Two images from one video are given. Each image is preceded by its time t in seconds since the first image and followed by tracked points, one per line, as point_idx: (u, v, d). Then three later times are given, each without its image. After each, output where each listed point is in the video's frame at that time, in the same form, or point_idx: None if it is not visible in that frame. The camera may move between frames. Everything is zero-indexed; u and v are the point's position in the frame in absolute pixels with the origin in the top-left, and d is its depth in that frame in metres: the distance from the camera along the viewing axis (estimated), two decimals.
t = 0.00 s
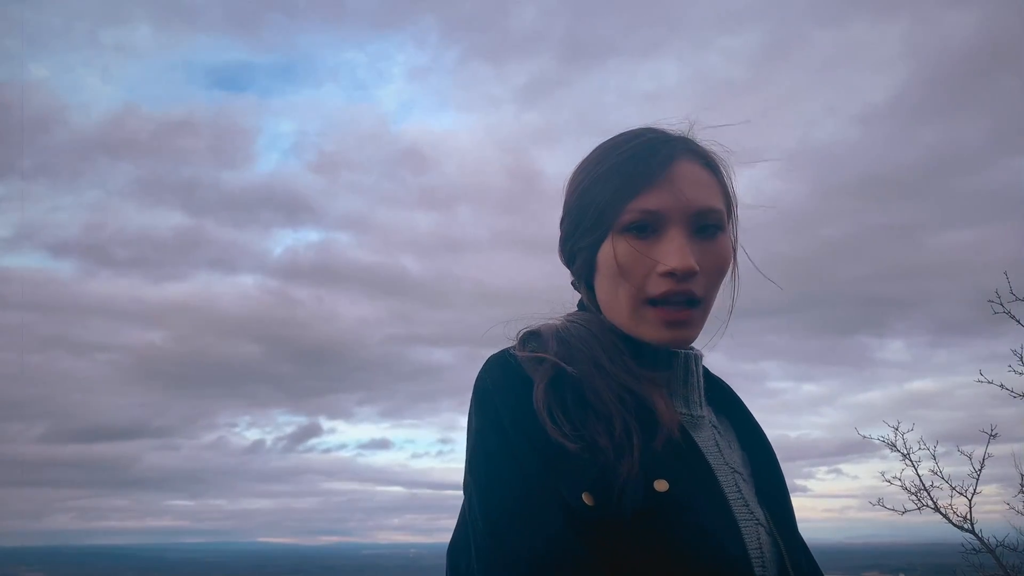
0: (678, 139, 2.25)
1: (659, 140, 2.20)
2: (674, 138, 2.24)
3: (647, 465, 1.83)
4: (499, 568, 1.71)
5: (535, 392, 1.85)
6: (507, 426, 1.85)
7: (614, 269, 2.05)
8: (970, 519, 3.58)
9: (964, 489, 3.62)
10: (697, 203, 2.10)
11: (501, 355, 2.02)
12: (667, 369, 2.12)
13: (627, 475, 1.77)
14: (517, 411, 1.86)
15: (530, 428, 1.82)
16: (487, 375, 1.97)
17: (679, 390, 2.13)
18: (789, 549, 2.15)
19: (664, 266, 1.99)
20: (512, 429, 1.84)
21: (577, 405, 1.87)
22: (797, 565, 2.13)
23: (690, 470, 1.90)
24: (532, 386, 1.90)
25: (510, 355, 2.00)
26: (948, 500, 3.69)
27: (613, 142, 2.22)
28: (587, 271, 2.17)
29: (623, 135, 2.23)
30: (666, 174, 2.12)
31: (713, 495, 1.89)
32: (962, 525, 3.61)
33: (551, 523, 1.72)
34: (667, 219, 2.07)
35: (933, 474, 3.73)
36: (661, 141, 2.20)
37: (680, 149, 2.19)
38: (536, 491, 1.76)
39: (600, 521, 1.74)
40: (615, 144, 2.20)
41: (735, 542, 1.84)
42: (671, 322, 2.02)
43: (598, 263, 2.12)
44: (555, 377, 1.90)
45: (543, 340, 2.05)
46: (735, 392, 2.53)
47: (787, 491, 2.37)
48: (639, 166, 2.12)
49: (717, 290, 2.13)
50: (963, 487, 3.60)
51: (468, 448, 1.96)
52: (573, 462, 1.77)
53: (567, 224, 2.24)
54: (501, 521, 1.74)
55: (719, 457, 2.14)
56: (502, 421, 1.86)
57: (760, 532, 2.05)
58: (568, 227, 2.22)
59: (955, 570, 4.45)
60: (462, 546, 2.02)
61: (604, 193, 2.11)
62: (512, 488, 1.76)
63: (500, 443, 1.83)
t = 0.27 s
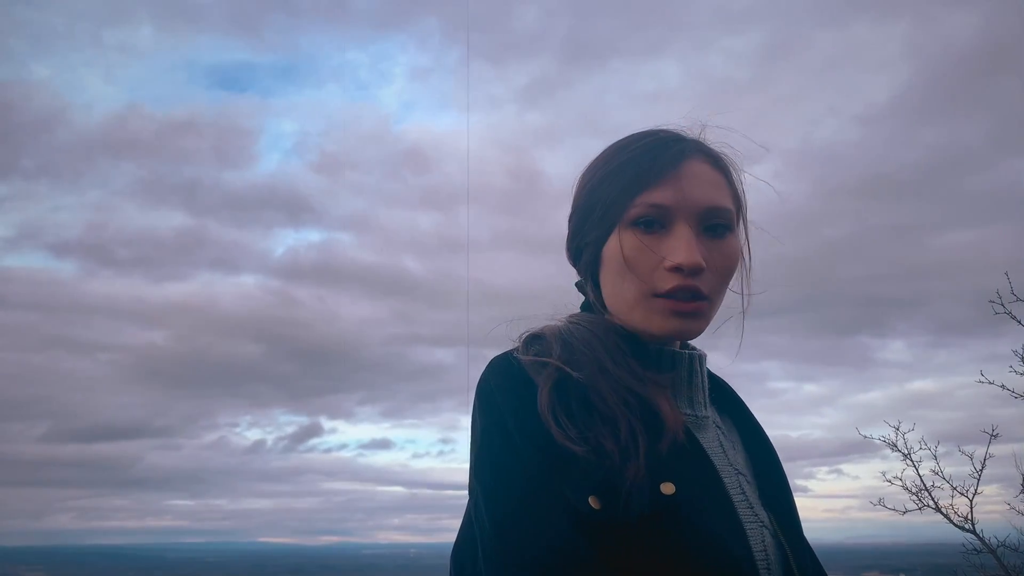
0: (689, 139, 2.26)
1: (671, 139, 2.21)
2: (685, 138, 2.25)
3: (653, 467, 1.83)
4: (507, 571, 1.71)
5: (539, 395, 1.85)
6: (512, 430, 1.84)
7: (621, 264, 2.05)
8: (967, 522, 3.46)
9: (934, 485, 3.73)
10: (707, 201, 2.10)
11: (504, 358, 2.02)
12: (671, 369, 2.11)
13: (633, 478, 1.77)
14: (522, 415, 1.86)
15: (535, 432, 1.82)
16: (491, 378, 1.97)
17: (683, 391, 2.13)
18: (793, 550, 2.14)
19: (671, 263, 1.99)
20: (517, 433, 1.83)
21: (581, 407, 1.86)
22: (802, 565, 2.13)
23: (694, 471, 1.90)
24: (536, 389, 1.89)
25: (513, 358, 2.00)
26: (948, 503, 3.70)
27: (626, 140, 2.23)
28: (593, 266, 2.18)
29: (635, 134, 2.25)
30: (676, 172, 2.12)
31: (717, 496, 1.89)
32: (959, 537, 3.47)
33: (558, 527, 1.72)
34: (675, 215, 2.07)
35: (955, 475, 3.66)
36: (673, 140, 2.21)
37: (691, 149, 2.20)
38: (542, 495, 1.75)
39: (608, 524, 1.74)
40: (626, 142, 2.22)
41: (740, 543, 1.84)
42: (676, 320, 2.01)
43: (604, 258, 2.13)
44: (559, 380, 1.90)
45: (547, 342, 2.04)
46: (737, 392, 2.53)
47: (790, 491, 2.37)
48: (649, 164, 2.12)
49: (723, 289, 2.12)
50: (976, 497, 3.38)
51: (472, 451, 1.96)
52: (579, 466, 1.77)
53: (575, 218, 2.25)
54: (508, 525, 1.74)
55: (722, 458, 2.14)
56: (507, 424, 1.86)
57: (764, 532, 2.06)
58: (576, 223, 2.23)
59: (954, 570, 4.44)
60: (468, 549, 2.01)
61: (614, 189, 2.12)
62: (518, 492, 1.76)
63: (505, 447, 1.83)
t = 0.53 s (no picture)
0: (692, 143, 2.22)
1: (672, 142, 2.17)
2: (688, 142, 2.21)
3: (642, 469, 1.79)
4: None
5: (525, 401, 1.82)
6: (499, 437, 1.81)
7: (615, 264, 2.02)
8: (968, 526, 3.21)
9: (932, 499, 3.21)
10: (704, 206, 2.06)
11: (493, 366, 1.99)
12: (662, 368, 2.06)
13: (621, 481, 1.73)
14: (509, 422, 1.82)
15: (522, 438, 1.79)
16: (479, 386, 1.94)
17: (675, 390, 2.09)
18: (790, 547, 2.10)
19: (665, 267, 1.96)
20: (504, 440, 1.80)
21: (568, 412, 1.83)
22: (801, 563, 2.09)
23: (686, 471, 1.86)
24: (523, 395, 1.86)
25: (501, 365, 1.97)
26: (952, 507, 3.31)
27: (626, 139, 2.19)
28: (587, 264, 2.14)
29: (638, 134, 2.21)
30: (675, 174, 2.08)
31: (710, 495, 1.85)
32: (965, 539, 3.29)
33: (548, 533, 1.68)
34: (671, 218, 2.04)
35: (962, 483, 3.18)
36: (674, 142, 2.17)
37: (692, 152, 2.16)
38: (531, 503, 1.72)
39: (599, 528, 1.70)
40: (628, 141, 2.18)
41: (732, 542, 1.80)
42: (665, 325, 1.99)
43: (598, 257, 2.09)
44: (546, 386, 1.86)
45: (535, 345, 2.01)
46: (732, 389, 2.49)
47: (788, 488, 2.33)
48: (648, 165, 2.09)
49: (715, 294, 2.09)
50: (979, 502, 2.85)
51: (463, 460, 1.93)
52: (567, 472, 1.73)
53: (571, 215, 2.21)
54: (499, 534, 1.71)
55: (717, 456, 2.10)
56: (495, 430, 1.83)
57: (760, 531, 2.02)
58: (573, 217, 2.20)
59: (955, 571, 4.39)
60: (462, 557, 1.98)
61: (611, 188, 2.08)
62: (507, 500, 1.73)
63: (494, 454, 1.80)
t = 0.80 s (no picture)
0: (687, 153, 2.23)
1: (667, 152, 2.17)
2: (683, 153, 2.21)
3: (630, 481, 1.79)
4: None
5: (512, 411, 1.83)
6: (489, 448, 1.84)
7: (608, 275, 2.02)
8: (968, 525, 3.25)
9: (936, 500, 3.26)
10: (698, 217, 2.06)
11: (484, 377, 2.01)
12: (652, 376, 2.06)
13: (607, 493, 1.73)
14: (497, 433, 1.84)
15: (509, 449, 1.80)
16: (471, 397, 1.96)
17: (667, 398, 2.09)
18: (785, 553, 2.10)
19: (657, 279, 1.95)
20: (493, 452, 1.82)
21: (555, 423, 1.83)
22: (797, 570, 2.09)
23: (675, 481, 1.86)
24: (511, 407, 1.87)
25: (492, 376, 1.98)
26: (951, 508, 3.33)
27: (622, 149, 2.20)
28: (580, 273, 2.15)
29: (634, 144, 2.22)
30: (669, 184, 2.08)
31: (700, 505, 1.85)
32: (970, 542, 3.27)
33: (532, 545, 1.70)
34: (665, 229, 2.03)
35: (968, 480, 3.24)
36: (669, 152, 2.17)
37: (686, 162, 2.16)
38: (518, 514, 1.74)
39: (584, 539, 1.71)
40: (624, 151, 2.19)
41: (722, 552, 1.80)
42: (658, 338, 1.99)
43: (591, 267, 2.10)
44: (534, 397, 1.86)
45: (527, 355, 2.01)
46: (729, 393, 2.48)
47: (784, 494, 2.32)
48: (642, 175, 2.09)
49: (708, 306, 2.09)
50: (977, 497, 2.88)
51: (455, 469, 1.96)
52: (552, 484, 1.74)
53: (567, 223, 2.22)
54: (485, 545, 1.74)
55: (711, 464, 2.10)
56: (484, 442, 1.85)
57: (752, 539, 2.02)
58: (569, 225, 2.20)
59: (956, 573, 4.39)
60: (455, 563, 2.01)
61: (605, 198, 2.09)
62: (494, 512, 1.76)
63: (482, 466, 1.83)
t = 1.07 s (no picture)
0: (682, 154, 2.27)
1: (662, 152, 2.22)
2: (678, 153, 2.26)
3: (625, 481, 1.84)
4: None
5: (506, 415, 1.88)
6: (484, 453, 1.89)
7: (603, 275, 2.06)
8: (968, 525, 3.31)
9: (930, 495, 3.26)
10: (692, 218, 2.11)
11: (479, 383, 2.06)
12: (646, 376, 2.10)
13: (602, 494, 1.78)
14: (492, 438, 1.90)
15: (504, 454, 1.86)
16: (466, 404, 2.02)
17: (661, 398, 2.14)
18: (783, 549, 2.14)
19: (652, 279, 2.00)
20: (488, 456, 1.88)
21: (549, 425, 1.87)
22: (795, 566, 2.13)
23: (670, 480, 1.90)
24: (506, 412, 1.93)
25: (487, 382, 2.04)
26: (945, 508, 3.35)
27: (619, 150, 2.24)
28: (576, 272, 2.20)
29: (630, 144, 2.26)
30: (664, 185, 2.13)
31: (697, 503, 1.89)
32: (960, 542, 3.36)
33: (529, 546, 1.75)
34: (660, 229, 2.08)
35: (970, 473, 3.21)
36: (664, 153, 2.22)
37: (681, 164, 2.21)
38: (515, 516, 1.79)
39: (581, 540, 1.75)
40: (620, 151, 2.23)
41: (719, 548, 1.84)
42: (652, 336, 2.05)
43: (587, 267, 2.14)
44: (528, 401, 1.91)
45: (521, 359, 2.06)
46: (725, 392, 2.53)
47: (783, 490, 2.36)
48: (638, 176, 2.14)
49: (702, 306, 2.14)
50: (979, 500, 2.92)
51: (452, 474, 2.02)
52: (547, 487, 1.79)
53: (563, 223, 2.27)
54: (484, 548, 1.79)
55: (707, 462, 2.15)
56: (479, 448, 1.91)
57: (750, 535, 2.06)
58: (564, 224, 2.25)
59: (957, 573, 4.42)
60: (455, 564, 2.05)
61: (601, 199, 2.14)
62: (491, 516, 1.81)
63: (479, 470, 1.88)
